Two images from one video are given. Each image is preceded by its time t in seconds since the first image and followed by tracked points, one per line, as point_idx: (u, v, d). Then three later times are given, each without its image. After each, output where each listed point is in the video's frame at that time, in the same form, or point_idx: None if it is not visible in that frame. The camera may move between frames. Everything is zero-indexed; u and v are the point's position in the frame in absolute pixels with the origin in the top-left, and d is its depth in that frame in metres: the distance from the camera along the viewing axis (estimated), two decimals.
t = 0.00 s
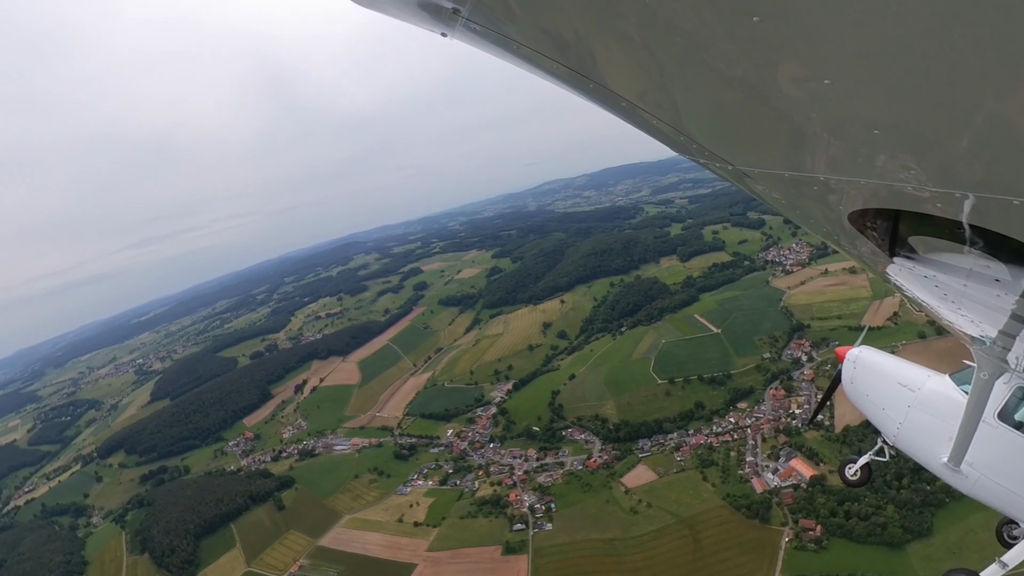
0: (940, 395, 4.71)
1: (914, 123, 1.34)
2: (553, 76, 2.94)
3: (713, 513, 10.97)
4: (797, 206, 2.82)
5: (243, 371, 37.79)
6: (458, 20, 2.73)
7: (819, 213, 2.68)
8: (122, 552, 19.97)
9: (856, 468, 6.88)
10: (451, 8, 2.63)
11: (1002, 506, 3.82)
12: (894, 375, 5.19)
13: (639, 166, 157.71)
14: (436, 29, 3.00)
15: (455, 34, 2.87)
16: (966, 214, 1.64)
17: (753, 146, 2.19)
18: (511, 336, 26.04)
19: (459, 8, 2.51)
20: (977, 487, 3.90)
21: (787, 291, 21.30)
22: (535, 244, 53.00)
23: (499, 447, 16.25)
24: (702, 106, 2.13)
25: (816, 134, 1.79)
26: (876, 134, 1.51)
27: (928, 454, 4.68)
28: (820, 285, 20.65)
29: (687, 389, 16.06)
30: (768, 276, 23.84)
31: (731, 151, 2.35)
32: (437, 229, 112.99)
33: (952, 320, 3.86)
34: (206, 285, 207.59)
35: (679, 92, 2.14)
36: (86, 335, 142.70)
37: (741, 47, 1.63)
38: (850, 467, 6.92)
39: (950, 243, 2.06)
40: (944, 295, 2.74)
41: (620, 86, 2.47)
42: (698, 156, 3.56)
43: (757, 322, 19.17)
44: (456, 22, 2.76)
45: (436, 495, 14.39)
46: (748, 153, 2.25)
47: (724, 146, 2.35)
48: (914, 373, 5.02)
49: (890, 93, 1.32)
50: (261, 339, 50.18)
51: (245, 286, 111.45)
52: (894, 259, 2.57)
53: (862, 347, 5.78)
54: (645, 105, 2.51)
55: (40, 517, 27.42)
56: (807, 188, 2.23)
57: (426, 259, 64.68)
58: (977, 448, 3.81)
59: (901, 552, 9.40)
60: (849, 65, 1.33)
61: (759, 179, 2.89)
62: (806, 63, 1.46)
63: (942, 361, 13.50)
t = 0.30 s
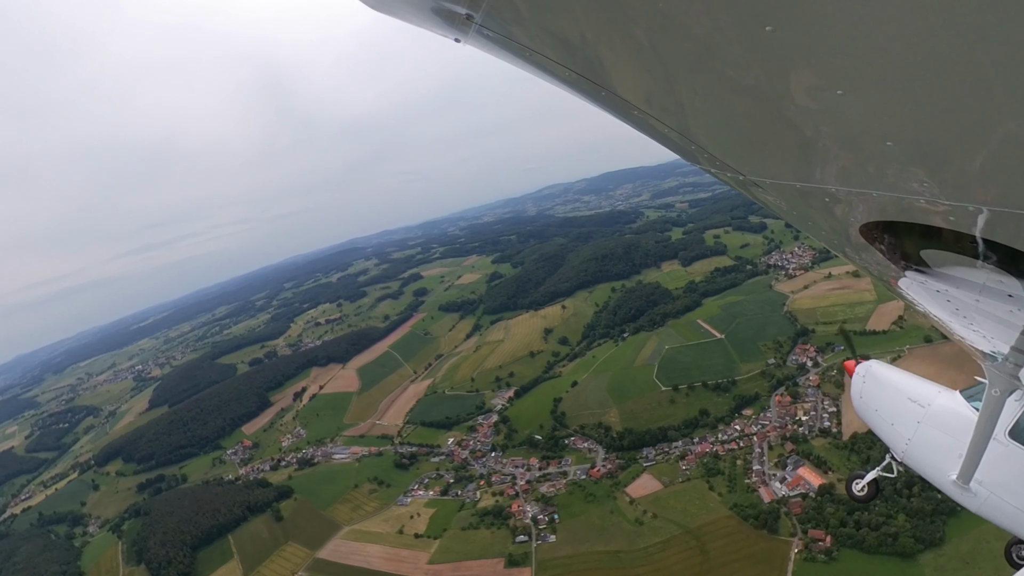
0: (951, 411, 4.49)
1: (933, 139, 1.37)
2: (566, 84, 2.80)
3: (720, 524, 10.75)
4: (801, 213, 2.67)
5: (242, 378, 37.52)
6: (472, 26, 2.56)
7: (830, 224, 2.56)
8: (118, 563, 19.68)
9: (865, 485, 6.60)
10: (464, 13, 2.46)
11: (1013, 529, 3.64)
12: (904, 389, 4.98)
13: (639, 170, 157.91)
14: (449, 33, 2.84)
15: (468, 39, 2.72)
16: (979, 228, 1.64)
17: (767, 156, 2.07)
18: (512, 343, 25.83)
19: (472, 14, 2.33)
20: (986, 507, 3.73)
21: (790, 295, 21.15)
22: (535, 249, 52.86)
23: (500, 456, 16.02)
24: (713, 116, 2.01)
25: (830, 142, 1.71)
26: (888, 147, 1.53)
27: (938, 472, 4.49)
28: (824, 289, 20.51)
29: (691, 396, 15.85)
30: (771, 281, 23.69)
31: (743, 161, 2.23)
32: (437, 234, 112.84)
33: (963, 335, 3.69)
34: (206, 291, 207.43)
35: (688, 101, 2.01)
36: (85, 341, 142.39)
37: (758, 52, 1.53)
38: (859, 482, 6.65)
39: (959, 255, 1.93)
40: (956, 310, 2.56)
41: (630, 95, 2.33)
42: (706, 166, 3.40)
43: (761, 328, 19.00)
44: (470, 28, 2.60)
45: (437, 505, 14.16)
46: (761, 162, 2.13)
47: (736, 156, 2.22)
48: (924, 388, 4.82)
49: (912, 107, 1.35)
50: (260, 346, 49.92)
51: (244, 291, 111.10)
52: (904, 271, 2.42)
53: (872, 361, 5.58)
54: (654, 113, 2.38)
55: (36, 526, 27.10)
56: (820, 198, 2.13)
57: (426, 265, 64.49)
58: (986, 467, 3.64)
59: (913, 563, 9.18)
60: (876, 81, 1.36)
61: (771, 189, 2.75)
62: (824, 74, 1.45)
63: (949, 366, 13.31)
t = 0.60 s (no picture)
0: (966, 415, 4.26)
1: (946, 134, 1.34)
2: (570, 87, 2.70)
3: (728, 535, 10.53)
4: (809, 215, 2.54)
5: (241, 385, 37.25)
6: (480, 30, 2.49)
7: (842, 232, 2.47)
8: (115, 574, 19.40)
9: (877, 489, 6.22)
10: (471, 17, 2.39)
11: None
12: (916, 391, 4.74)
13: (638, 175, 157.95)
14: (455, 38, 2.78)
15: (475, 44, 2.65)
16: (990, 229, 1.57)
17: (777, 159, 2.01)
18: (513, 349, 25.62)
19: (480, 18, 2.28)
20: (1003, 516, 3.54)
21: (794, 299, 20.97)
22: (536, 254, 52.72)
23: (502, 465, 15.78)
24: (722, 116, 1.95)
25: (841, 143, 1.67)
26: (896, 147, 1.51)
27: (955, 479, 4.25)
28: (828, 292, 20.33)
29: (696, 403, 15.64)
30: (774, 285, 23.53)
31: (752, 164, 2.17)
32: (436, 239, 112.71)
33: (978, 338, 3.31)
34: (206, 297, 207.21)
35: (695, 100, 1.95)
36: (84, 348, 141.96)
37: (770, 46, 1.50)
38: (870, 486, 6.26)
39: (970, 257, 1.83)
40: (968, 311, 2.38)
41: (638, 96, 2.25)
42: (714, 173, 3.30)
43: (765, 333, 18.81)
44: (477, 33, 2.53)
45: (439, 516, 13.92)
46: (772, 166, 2.07)
47: (746, 159, 2.16)
48: (938, 391, 4.58)
49: (917, 106, 1.33)
50: (259, 353, 49.65)
51: (244, 298, 110.79)
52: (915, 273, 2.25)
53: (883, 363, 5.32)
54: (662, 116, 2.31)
55: (33, 536, 26.79)
56: (832, 202, 2.06)
57: (426, 270, 64.28)
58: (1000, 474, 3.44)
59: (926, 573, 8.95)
60: (882, 76, 1.34)
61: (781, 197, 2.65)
62: (835, 68, 1.41)
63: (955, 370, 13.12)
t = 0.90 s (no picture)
0: (986, 413, 4.00)
1: (964, 126, 1.30)
2: (583, 84, 2.50)
3: (735, 546, 10.30)
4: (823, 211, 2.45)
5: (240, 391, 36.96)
6: (491, 27, 2.25)
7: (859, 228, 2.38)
8: None
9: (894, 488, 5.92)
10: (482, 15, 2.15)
11: None
12: (933, 388, 4.47)
13: (637, 179, 158.25)
14: (466, 36, 2.58)
15: (487, 43, 2.43)
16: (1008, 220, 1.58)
17: (790, 158, 1.91)
18: (514, 355, 25.39)
19: (490, 19, 2.07)
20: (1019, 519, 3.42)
21: (797, 304, 20.79)
22: (536, 259, 52.56)
23: (504, 474, 15.54)
24: (737, 114, 1.84)
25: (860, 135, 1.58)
26: (911, 140, 1.46)
27: (978, 478, 3.99)
28: (831, 297, 20.17)
29: (700, 410, 15.42)
30: (776, 289, 23.36)
31: (763, 165, 2.06)
32: (436, 244, 112.56)
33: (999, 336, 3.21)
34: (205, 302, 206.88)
35: (709, 100, 1.84)
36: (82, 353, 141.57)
37: (788, 40, 1.41)
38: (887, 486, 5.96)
39: (990, 251, 1.83)
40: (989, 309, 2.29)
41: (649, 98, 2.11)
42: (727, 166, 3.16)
43: (769, 338, 18.61)
44: (488, 31, 2.30)
45: (439, 527, 13.67)
46: (786, 166, 1.97)
47: (761, 159, 2.04)
48: (955, 386, 4.31)
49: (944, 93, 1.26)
50: (258, 359, 49.33)
51: (243, 303, 110.50)
52: (933, 270, 2.22)
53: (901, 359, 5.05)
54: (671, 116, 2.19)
55: (27, 545, 26.43)
56: (843, 197, 1.98)
57: (426, 275, 64.06)
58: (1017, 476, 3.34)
59: None
60: (903, 63, 1.26)
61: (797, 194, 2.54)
62: (853, 54, 1.32)
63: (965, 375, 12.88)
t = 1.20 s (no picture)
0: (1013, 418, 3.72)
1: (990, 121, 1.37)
2: (595, 77, 2.58)
3: (742, 557, 10.08)
4: (838, 204, 2.50)
5: (238, 398, 36.66)
6: (505, 27, 2.35)
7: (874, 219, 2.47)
8: None
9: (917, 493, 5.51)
10: (496, 15, 2.24)
11: None
12: (956, 388, 4.17)
13: (637, 183, 158.27)
14: (480, 36, 2.65)
15: (501, 42, 2.50)
16: None
17: (815, 153, 2.03)
18: (515, 361, 25.17)
19: (505, 17, 2.15)
20: None
21: (800, 308, 20.63)
22: (536, 264, 52.34)
23: (505, 483, 15.29)
24: (754, 108, 1.95)
25: (882, 132, 1.68)
26: (936, 133, 1.55)
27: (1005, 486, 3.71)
28: (836, 300, 20.02)
29: (704, 417, 15.21)
30: (779, 293, 23.20)
31: (784, 157, 2.21)
32: (435, 248, 112.24)
33: None
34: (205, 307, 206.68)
35: (723, 91, 1.95)
36: (81, 358, 141.18)
37: (792, 35, 1.49)
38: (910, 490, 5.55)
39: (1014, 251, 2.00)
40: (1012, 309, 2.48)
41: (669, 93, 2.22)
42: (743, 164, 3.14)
43: (772, 343, 18.41)
44: (503, 30, 2.40)
45: (439, 538, 13.44)
46: (808, 158, 2.09)
47: (782, 152, 2.16)
48: (980, 387, 4.02)
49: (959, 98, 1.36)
50: (257, 365, 49.03)
51: (242, 309, 110.09)
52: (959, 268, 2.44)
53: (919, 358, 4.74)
54: (691, 112, 2.30)
55: (22, 553, 26.12)
56: (867, 193, 2.14)
57: (425, 280, 63.81)
58: None
59: None
60: (921, 65, 1.34)
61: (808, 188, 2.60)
62: (870, 43, 1.37)
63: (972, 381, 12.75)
